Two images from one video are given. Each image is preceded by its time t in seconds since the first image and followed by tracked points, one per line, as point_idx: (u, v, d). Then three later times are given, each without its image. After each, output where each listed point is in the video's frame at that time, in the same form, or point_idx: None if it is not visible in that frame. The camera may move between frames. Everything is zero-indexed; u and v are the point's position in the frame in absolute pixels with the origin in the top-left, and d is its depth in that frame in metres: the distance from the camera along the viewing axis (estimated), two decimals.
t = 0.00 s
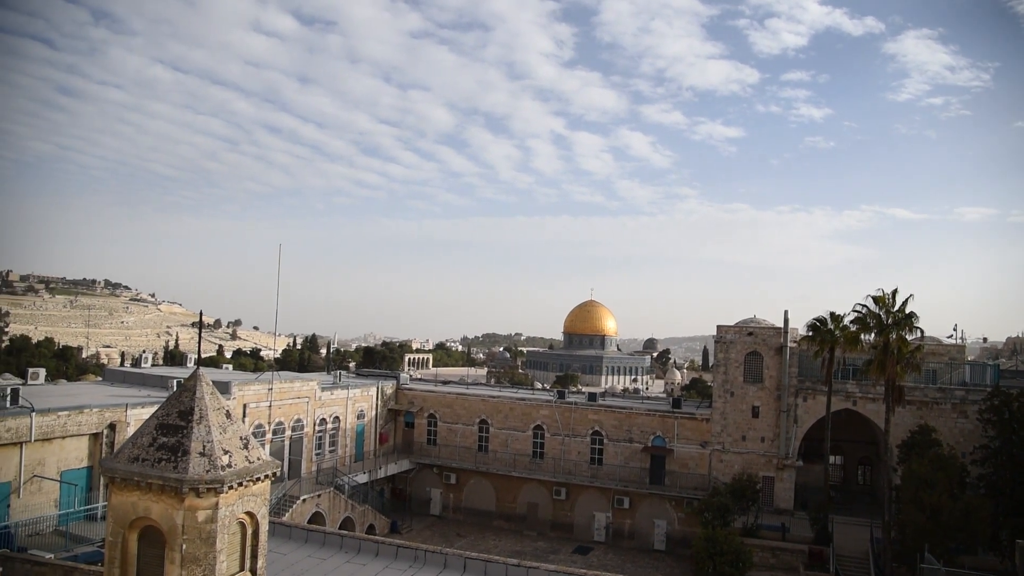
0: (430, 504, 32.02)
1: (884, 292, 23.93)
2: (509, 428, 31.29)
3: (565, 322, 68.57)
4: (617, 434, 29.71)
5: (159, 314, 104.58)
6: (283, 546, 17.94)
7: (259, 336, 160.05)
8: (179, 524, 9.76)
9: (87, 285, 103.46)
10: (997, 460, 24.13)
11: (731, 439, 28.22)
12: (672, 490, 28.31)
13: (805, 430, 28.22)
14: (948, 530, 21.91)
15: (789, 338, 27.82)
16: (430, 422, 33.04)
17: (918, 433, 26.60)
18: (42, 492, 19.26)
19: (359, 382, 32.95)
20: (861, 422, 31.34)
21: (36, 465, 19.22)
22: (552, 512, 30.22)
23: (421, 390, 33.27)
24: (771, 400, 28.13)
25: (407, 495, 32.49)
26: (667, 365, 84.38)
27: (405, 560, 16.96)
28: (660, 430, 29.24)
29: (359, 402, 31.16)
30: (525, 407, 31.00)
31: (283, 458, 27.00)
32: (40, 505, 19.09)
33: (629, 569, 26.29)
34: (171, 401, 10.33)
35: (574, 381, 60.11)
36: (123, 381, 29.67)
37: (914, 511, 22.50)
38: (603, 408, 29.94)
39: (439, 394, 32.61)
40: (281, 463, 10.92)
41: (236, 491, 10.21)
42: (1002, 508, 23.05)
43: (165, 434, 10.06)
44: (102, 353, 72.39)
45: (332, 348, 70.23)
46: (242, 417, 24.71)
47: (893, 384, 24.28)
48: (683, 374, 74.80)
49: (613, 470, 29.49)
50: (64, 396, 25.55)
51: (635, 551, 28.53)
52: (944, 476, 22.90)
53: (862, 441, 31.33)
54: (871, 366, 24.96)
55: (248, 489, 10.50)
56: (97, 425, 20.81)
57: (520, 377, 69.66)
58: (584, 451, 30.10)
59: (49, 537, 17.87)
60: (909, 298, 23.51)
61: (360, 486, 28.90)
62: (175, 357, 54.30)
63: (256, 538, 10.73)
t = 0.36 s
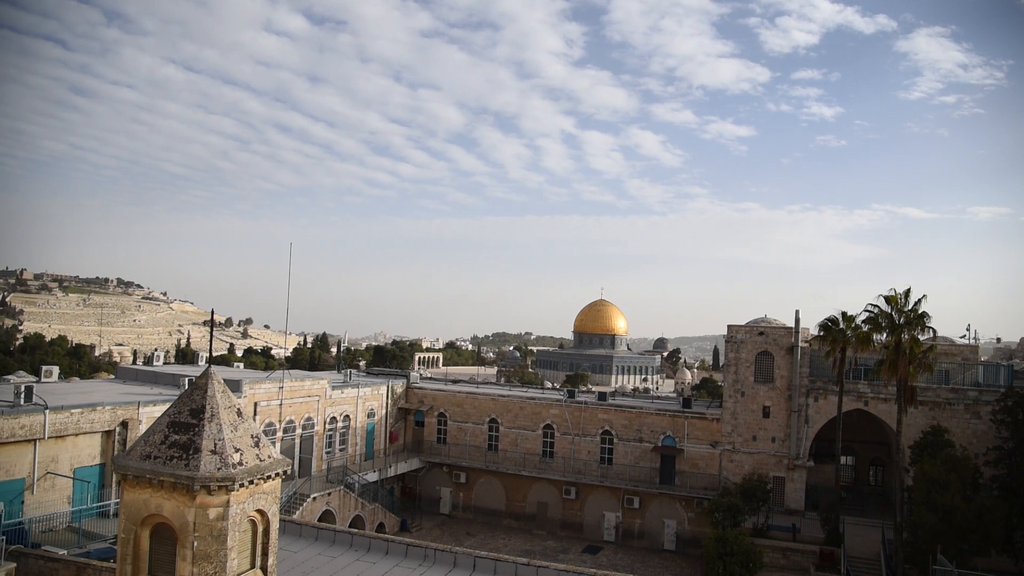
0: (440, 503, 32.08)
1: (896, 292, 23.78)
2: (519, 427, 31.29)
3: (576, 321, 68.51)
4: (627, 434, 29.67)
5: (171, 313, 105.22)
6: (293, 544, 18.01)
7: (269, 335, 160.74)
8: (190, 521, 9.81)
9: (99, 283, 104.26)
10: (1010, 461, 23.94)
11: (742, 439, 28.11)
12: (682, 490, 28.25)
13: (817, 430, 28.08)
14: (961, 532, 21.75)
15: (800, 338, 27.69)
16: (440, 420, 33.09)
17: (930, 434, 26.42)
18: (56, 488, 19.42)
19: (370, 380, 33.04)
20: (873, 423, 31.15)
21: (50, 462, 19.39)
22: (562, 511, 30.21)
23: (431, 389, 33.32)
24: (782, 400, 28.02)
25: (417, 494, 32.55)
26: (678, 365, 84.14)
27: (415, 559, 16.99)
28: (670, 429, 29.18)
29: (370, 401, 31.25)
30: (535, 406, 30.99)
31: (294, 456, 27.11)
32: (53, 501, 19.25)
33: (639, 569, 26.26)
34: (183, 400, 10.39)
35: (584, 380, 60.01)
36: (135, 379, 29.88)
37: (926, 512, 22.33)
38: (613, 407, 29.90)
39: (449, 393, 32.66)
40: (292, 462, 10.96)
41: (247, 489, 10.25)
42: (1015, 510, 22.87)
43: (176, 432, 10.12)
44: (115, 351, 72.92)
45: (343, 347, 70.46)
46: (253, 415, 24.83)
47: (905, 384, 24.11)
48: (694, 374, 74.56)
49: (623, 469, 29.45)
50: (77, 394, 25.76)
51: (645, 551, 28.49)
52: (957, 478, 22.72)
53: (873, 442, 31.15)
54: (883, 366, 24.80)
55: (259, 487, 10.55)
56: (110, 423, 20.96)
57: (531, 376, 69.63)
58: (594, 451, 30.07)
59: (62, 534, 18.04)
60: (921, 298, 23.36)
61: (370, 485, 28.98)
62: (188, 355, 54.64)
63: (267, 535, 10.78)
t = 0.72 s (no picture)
0: (452, 504, 32.11)
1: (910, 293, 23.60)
2: (531, 428, 31.27)
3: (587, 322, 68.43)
4: (639, 435, 29.59)
5: (184, 313, 105.93)
6: (306, 544, 18.07)
7: (282, 335, 161.51)
8: (203, 520, 9.86)
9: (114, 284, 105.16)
10: None
11: (754, 441, 27.96)
12: (694, 492, 28.14)
13: (830, 432, 27.91)
14: (977, 536, 21.52)
15: (813, 339, 27.52)
16: (452, 421, 33.12)
17: (945, 437, 26.18)
18: (70, 487, 19.58)
19: (382, 381, 33.13)
20: (888, 425, 30.91)
21: (65, 460, 19.55)
22: (573, 512, 30.16)
23: (443, 390, 33.37)
24: (795, 402, 27.85)
25: (428, 494, 32.59)
26: (690, 367, 83.86)
27: (427, 559, 17.02)
28: (683, 431, 29.09)
29: (382, 401, 31.32)
30: (546, 407, 30.96)
31: (306, 456, 27.20)
32: (69, 499, 19.41)
33: (651, 571, 26.17)
34: (196, 399, 10.46)
35: (596, 381, 59.94)
36: (149, 379, 30.09)
37: (942, 516, 22.11)
38: (625, 408, 29.83)
39: (461, 394, 32.69)
40: (304, 461, 11.00)
41: (260, 489, 10.29)
42: None
43: (190, 431, 10.19)
44: (129, 351, 73.47)
45: (355, 348, 70.70)
46: (266, 415, 24.96)
47: (920, 386, 23.90)
48: (706, 375, 74.28)
49: (635, 471, 29.38)
50: (92, 393, 25.95)
51: (657, 553, 28.39)
52: (973, 481, 22.49)
53: (888, 444, 30.91)
54: (898, 368, 24.60)
55: (272, 487, 10.59)
56: (124, 422, 21.11)
57: (542, 377, 69.59)
58: (606, 452, 30.01)
59: (77, 531, 18.21)
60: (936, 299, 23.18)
61: (382, 485, 29.06)
62: (201, 355, 55.03)
63: (279, 535, 10.83)
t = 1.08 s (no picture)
0: (469, 506, 32.13)
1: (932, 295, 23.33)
2: (549, 431, 31.24)
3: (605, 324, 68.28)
4: (657, 438, 29.48)
5: (204, 316, 106.95)
6: (324, 546, 18.16)
7: (299, 339, 162.55)
8: (223, 521, 9.94)
9: (135, 288, 106.33)
10: None
11: (774, 444, 27.74)
12: (713, 495, 27.97)
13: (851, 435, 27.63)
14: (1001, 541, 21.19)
15: (833, 341, 27.28)
16: (469, 424, 33.17)
17: (968, 440, 25.83)
18: (93, 488, 19.82)
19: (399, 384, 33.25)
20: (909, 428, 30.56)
21: (88, 461, 19.80)
22: (591, 515, 30.08)
23: (460, 393, 33.44)
24: (815, 404, 27.60)
25: (446, 497, 32.65)
26: (708, 369, 83.36)
27: (444, 561, 17.05)
28: (701, 433, 28.95)
29: (399, 404, 31.43)
30: (564, 410, 30.93)
31: (324, 458, 27.35)
32: (91, 500, 19.65)
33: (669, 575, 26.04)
34: (216, 402, 10.57)
35: (614, 384, 59.77)
36: (169, 381, 30.40)
37: (965, 521, 21.79)
38: (643, 411, 29.73)
39: (478, 397, 32.74)
40: (323, 463, 11.07)
41: (279, 490, 10.37)
42: None
43: (210, 433, 10.29)
44: (150, 354, 74.30)
45: (373, 351, 70.98)
46: (285, 417, 25.14)
47: (942, 389, 23.60)
48: (724, 378, 73.86)
49: (654, 474, 29.27)
50: (114, 396, 26.26)
51: (676, 556, 28.25)
52: (998, 486, 22.14)
53: (910, 448, 30.55)
54: (919, 370, 24.30)
55: (291, 489, 10.66)
56: (145, 424, 21.33)
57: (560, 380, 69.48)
58: (624, 455, 29.91)
59: (100, 532, 18.45)
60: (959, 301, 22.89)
61: (400, 487, 29.15)
62: (221, 358, 55.57)
63: (298, 537, 10.90)
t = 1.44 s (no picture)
0: (494, 507, 32.18)
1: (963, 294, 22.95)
2: (573, 432, 31.20)
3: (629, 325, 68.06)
4: (682, 439, 29.33)
5: (230, 318, 108.30)
6: (350, 546, 18.29)
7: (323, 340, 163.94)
8: (251, 521, 10.06)
9: (163, 290, 108.01)
10: None
11: (801, 445, 27.44)
12: (739, 497, 27.75)
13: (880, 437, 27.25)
14: None
15: (861, 342, 26.93)
16: (494, 425, 33.23)
17: (1001, 442, 25.34)
18: (124, 488, 20.17)
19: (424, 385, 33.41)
20: (940, 430, 30.07)
21: (119, 461, 20.15)
22: (616, 516, 29.99)
23: (485, 394, 33.52)
24: (843, 405, 27.25)
25: (471, 497, 32.74)
26: (734, 370, 82.65)
27: (469, 562, 17.09)
28: (727, 435, 28.74)
29: (424, 405, 31.58)
30: (589, 411, 30.87)
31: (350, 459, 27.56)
32: (123, 500, 20.01)
33: None
34: (243, 403, 10.71)
35: (638, 385, 59.54)
36: (198, 382, 30.82)
37: (998, 523, 21.39)
38: (668, 412, 29.58)
39: (502, 398, 32.79)
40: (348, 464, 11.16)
41: (306, 491, 10.46)
42: None
43: (237, 434, 10.43)
44: (178, 355, 75.40)
45: (397, 352, 71.44)
46: (311, 418, 25.38)
47: (974, 390, 23.19)
48: (750, 378, 73.23)
49: (679, 475, 29.13)
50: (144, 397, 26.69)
51: (702, 558, 28.07)
52: None
53: (941, 450, 30.06)
54: (950, 371, 23.92)
55: (317, 489, 10.76)
56: (174, 424, 21.64)
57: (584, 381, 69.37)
58: (649, 456, 29.80)
59: (131, 531, 18.79)
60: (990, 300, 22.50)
61: (425, 488, 29.30)
62: (250, 359, 56.29)
63: (325, 537, 11.00)
